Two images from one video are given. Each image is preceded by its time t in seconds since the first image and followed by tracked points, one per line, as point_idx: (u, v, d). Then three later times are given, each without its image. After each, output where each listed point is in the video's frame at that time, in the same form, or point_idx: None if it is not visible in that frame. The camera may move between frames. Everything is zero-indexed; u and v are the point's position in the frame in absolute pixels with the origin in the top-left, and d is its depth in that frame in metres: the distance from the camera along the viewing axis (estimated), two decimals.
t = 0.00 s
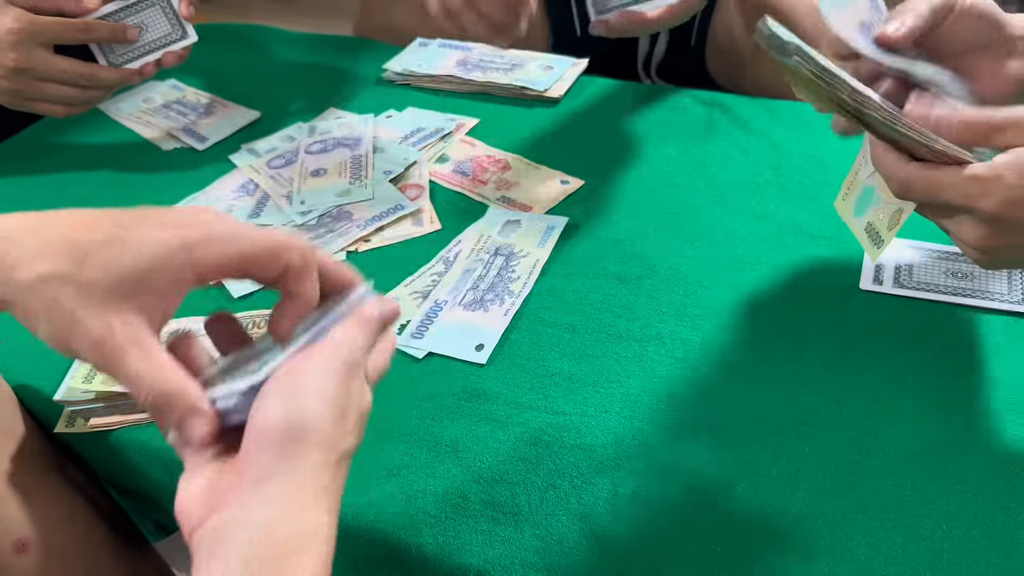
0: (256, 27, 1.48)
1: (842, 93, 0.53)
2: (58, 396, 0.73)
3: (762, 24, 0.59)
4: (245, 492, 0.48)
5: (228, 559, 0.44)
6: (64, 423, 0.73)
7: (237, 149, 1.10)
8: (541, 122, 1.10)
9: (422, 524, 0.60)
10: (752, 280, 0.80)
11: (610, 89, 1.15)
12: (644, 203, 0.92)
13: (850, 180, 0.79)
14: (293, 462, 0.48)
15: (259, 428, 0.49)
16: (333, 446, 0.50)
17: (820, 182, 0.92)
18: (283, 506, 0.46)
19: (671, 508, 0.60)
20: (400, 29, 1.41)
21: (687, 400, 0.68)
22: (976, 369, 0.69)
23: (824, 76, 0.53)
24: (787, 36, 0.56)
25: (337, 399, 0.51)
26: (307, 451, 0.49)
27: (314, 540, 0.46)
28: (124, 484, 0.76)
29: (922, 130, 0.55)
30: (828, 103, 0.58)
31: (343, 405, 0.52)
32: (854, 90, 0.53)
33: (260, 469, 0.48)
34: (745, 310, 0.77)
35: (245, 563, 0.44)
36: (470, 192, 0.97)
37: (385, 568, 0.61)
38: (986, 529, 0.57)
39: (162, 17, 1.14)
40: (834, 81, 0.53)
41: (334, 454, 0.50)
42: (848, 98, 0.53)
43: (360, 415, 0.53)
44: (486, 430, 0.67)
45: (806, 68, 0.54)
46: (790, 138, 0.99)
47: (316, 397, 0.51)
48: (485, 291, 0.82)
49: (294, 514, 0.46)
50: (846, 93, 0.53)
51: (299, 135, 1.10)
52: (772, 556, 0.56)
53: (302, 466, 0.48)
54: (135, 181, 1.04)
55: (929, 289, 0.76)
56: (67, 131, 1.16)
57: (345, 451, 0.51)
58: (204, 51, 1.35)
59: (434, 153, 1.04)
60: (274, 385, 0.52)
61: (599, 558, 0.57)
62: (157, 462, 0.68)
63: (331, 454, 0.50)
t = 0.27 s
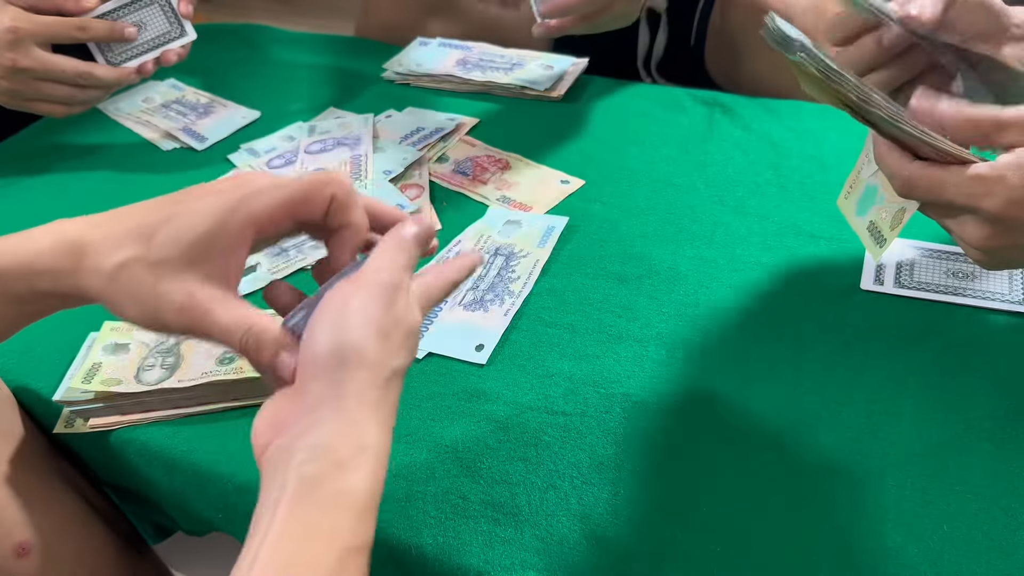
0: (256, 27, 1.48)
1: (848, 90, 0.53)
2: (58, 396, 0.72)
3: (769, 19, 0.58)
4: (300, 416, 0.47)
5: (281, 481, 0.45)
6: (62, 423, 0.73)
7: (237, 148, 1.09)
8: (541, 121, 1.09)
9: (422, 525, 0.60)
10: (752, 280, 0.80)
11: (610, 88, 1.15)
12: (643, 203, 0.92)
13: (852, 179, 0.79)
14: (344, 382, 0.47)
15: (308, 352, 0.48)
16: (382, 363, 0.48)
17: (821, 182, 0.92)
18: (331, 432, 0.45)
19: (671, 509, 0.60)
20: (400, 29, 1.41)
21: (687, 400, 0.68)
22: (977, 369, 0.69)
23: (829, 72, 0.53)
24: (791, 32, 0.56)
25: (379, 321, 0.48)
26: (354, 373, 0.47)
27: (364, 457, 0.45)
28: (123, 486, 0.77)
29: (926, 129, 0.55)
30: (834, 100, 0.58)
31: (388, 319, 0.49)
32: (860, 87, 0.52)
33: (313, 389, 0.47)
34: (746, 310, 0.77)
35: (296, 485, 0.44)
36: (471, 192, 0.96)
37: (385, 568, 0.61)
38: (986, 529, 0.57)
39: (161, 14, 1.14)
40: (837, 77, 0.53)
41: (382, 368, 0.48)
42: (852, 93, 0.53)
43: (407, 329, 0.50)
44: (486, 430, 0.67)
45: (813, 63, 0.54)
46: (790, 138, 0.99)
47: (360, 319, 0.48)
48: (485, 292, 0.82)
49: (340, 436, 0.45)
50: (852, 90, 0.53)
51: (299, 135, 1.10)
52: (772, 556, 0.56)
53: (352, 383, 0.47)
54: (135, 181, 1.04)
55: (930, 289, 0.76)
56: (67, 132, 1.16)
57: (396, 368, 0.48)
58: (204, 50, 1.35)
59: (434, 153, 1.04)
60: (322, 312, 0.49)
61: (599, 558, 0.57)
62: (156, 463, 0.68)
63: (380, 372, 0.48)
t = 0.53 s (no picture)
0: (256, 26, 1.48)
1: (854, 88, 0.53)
2: (56, 396, 0.72)
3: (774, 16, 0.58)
4: (347, 397, 0.51)
5: (328, 460, 0.48)
6: (62, 423, 0.73)
7: (237, 148, 1.09)
8: (541, 121, 1.09)
9: (422, 526, 0.60)
10: (752, 280, 0.80)
11: (610, 88, 1.15)
12: (644, 203, 0.92)
13: (854, 184, 0.78)
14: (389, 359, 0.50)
15: (346, 335, 0.51)
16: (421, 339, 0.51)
17: (821, 182, 0.92)
18: (376, 411, 0.49)
19: (671, 509, 0.60)
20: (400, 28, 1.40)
21: (687, 401, 0.68)
22: (977, 369, 0.68)
23: (835, 68, 0.53)
24: (798, 28, 0.55)
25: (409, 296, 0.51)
26: (392, 353, 0.50)
27: (406, 437, 0.48)
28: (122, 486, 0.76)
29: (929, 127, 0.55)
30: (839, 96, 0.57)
31: (424, 295, 0.52)
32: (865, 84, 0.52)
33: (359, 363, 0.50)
34: (745, 310, 0.76)
35: (341, 464, 0.48)
36: (471, 192, 0.96)
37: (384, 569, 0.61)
38: (987, 529, 0.57)
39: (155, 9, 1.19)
40: (844, 76, 0.52)
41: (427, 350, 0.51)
42: (859, 93, 0.53)
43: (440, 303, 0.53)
44: (486, 430, 0.67)
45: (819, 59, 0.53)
46: (791, 138, 0.99)
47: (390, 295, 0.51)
48: (485, 292, 0.82)
49: (386, 415, 0.49)
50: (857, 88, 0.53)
51: (299, 135, 1.10)
52: (772, 556, 0.56)
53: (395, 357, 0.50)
54: (135, 181, 1.04)
55: (930, 289, 0.76)
56: (66, 132, 1.16)
57: (433, 346, 0.52)
58: (204, 50, 1.35)
59: (434, 153, 1.04)
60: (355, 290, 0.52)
61: (598, 558, 0.57)
62: (156, 464, 0.68)
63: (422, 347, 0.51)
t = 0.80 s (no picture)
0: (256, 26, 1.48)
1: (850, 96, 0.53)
2: (56, 396, 0.72)
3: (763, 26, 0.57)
4: (355, 398, 0.51)
5: (337, 461, 0.49)
6: (62, 423, 0.73)
7: (237, 148, 1.09)
8: (540, 121, 1.09)
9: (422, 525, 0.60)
10: (753, 280, 0.80)
11: (610, 88, 1.15)
12: (643, 203, 0.92)
13: (851, 188, 0.77)
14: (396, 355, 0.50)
15: (349, 337, 0.51)
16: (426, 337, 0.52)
17: (822, 182, 0.91)
18: (384, 411, 0.49)
19: (671, 509, 0.60)
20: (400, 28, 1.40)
21: (687, 401, 0.68)
22: (977, 369, 0.68)
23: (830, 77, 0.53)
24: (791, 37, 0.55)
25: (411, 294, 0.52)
26: (396, 353, 0.50)
27: (413, 437, 0.49)
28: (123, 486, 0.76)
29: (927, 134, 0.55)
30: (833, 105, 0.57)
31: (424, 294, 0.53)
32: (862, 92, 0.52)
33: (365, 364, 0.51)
34: (745, 310, 0.76)
35: (350, 465, 0.48)
36: (471, 192, 0.96)
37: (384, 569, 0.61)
38: (987, 529, 0.57)
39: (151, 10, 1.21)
40: (841, 83, 0.52)
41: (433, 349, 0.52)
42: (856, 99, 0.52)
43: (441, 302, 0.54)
44: (486, 430, 0.67)
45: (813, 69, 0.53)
46: (791, 138, 0.99)
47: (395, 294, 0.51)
48: (485, 292, 0.81)
49: (393, 415, 0.49)
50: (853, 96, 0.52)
51: (299, 135, 1.10)
52: (772, 556, 0.56)
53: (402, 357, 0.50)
54: (135, 181, 1.04)
55: (931, 289, 0.76)
56: (66, 132, 1.16)
57: (435, 344, 0.52)
58: (204, 49, 1.35)
59: (434, 153, 1.04)
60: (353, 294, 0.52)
61: (598, 558, 0.57)
62: (156, 464, 0.68)
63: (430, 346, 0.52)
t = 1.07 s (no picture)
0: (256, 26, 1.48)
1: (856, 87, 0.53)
2: (56, 396, 0.72)
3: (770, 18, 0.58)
4: (371, 410, 0.53)
5: (357, 473, 0.51)
6: (62, 423, 0.73)
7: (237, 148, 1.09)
8: (541, 121, 1.09)
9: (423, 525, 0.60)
10: (753, 281, 0.80)
11: (610, 88, 1.14)
12: (644, 203, 0.92)
13: (851, 186, 0.78)
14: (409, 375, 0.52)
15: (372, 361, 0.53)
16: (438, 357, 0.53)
17: (822, 182, 0.92)
18: (402, 430, 0.51)
19: (672, 510, 0.60)
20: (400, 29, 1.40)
21: (687, 400, 0.68)
22: (977, 369, 0.68)
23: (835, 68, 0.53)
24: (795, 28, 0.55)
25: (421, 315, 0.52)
26: (417, 378, 0.52)
27: (433, 455, 0.51)
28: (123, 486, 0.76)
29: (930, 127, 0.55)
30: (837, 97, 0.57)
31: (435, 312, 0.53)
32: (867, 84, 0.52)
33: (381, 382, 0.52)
34: (745, 310, 0.76)
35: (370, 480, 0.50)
36: (470, 192, 0.96)
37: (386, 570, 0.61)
38: (987, 529, 0.57)
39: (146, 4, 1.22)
40: (842, 75, 0.52)
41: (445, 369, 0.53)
42: (858, 92, 0.53)
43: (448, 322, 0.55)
44: (487, 430, 0.67)
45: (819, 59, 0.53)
46: (791, 138, 0.99)
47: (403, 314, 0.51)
48: (485, 292, 0.81)
49: (412, 434, 0.51)
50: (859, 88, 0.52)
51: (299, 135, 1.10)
52: (771, 556, 0.56)
53: (413, 372, 0.52)
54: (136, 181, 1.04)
55: (931, 289, 0.76)
56: (67, 132, 1.16)
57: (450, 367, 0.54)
58: (204, 50, 1.35)
59: (434, 153, 1.04)
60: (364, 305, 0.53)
61: (599, 558, 0.57)
62: (155, 464, 0.68)
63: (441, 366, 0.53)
